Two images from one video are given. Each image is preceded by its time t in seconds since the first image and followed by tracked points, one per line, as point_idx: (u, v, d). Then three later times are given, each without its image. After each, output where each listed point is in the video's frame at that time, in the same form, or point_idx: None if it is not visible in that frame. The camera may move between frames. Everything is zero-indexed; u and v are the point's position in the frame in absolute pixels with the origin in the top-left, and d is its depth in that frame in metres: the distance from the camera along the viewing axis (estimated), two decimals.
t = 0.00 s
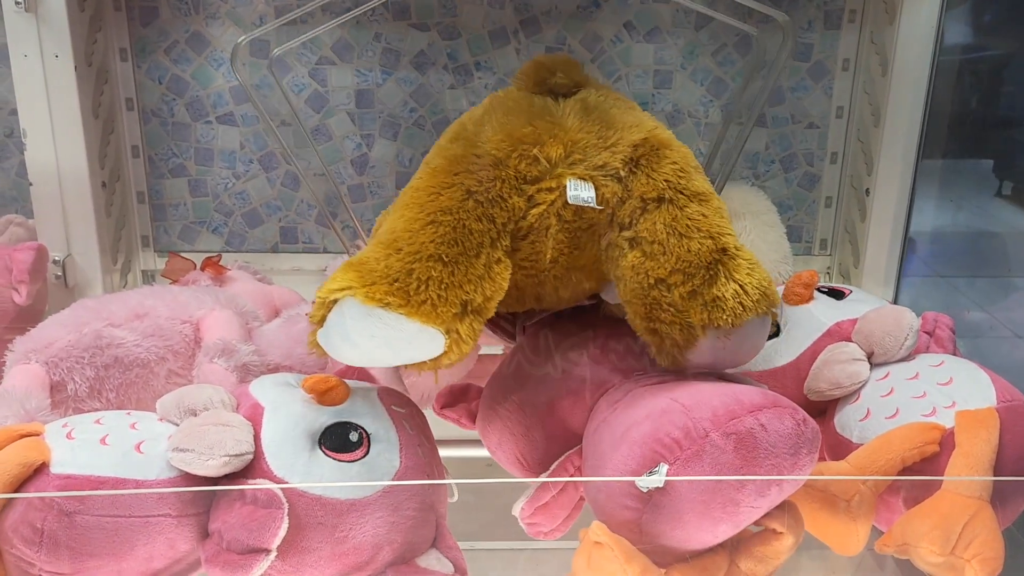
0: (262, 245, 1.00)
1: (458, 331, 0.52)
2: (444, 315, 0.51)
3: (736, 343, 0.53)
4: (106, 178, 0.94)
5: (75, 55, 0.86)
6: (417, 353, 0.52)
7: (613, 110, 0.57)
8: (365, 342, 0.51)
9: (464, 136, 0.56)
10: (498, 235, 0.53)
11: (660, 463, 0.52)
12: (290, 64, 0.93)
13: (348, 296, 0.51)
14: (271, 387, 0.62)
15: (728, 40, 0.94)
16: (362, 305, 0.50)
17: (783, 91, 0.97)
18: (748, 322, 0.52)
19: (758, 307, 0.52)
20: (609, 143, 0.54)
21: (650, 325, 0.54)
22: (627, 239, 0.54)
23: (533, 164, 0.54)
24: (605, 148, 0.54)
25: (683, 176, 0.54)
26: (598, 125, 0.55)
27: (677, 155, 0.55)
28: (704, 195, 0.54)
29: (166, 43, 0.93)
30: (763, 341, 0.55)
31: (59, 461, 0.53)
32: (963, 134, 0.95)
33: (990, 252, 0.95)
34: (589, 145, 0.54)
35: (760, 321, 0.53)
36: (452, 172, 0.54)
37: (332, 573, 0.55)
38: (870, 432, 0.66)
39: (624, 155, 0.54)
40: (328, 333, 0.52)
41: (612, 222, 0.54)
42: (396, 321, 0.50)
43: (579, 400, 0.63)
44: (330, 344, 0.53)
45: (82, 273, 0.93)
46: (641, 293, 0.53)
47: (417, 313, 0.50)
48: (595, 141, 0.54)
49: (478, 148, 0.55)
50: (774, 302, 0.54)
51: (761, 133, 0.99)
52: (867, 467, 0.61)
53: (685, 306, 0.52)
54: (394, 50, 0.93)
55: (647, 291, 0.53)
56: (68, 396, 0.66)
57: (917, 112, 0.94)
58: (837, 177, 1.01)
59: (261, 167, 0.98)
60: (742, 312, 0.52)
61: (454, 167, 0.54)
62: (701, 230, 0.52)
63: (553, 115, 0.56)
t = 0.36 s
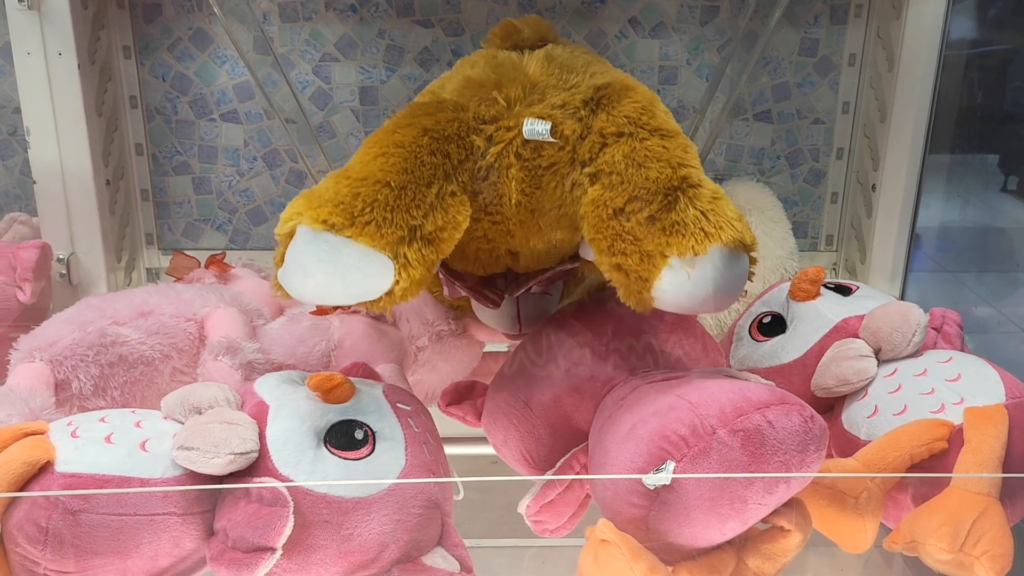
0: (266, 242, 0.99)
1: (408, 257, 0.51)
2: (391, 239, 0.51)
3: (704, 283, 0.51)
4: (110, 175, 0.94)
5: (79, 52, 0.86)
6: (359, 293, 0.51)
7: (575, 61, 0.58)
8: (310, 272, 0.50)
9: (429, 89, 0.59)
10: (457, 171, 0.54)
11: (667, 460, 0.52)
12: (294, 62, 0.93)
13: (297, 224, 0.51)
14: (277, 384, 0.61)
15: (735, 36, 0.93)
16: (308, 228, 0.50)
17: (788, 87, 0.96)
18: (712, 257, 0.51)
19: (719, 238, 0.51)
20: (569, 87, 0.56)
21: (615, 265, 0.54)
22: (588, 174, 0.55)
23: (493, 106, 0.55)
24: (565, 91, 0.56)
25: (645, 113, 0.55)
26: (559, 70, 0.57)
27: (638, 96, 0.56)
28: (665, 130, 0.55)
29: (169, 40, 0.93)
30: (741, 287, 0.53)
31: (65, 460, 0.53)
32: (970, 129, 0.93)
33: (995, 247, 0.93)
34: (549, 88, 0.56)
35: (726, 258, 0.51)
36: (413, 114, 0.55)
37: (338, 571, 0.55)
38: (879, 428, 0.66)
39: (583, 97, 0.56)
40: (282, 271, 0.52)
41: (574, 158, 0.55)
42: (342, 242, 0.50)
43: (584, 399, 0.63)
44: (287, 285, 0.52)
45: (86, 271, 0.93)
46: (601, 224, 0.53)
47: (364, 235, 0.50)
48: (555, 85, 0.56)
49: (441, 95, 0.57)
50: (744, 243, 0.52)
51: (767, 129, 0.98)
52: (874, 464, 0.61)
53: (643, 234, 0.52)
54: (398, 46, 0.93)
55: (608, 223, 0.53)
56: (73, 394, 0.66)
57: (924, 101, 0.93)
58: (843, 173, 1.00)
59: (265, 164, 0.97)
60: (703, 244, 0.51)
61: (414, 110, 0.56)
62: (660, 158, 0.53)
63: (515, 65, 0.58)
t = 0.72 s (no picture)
0: (269, 239, 0.99)
1: (431, 164, 0.55)
2: (417, 149, 0.55)
3: (719, 183, 0.54)
4: (112, 173, 0.94)
5: (81, 48, 0.86)
6: (384, 211, 0.54)
7: (575, 8, 0.66)
8: (335, 192, 0.53)
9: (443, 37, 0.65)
10: (472, 95, 0.60)
11: (674, 457, 0.51)
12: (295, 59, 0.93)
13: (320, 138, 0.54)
14: (281, 381, 0.61)
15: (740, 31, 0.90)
16: (331, 139, 0.53)
17: (792, 81, 0.94)
18: (724, 156, 0.54)
19: (726, 137, 0.55)
20: (571, 24, 0.63)
21: (630, 174, 0.57)
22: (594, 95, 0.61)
23: (501, 41, 0.62)
24: (568, 27, 0.63)
25: (642, 42, 0.62)
26: (559, 13, 0.64)
27: (634, 31, 0.63)
28: (662, 54, 0.61)
29: (171, 37, 0.92)
30: (754, 199, 0.56)
31: (68, 459, 0.53)
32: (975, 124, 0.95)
33: (1001, 241, 0.96)
34: (552, 26, 0.63)
35: (735, 157, 0.55)
36: (430, 49, 0.62)
37: (345, 568, 0.55)
38: (885, 423, 0.65)
39: (584, 31, 0.63)
40: (302, 199, 0.54)
41: (579, 83, 0.62)
42: (369, 153, 0.53)
43: (589, 394, 0.63)
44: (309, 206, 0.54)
45: (88, 269, 0.92)
46: (615, 136, 0.58)
47: (388, 141, 0.54)
48: (557, 23, 0.63)
49: (456, 36, 0.63)
50: (751, 148, 0.56)
51: (771, 124, 0.96)
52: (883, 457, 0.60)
53: (654, 136, 0.56)
54: (400, 42, 0.93)
55: (619, 132, 0.58)
56: (76, 392, 0.66)
57: (930, 97, 0.94)
58: (848, 168, 0.99)
59: (267, 161, 0.98)
60: (713, 141, 0.54)
61: (431, 47, 0.62)
62: (662, 70, 0.58)
63: (521, 12, 0.65)
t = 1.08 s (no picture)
0: (271, 235, 0.98)
1: (431, 74, 0.59)
2: (416, 64, 0.59)
3: (709, 87, 0.57)
4: (113, 169, 0.94)
5: (82, 44, 0.87)
6: (386, 124, 0.57)
7: None
8: (336, 104, 0.56)
9: None
10: (467, 30, 0.64)
11: (680, 450, 0.51)
12: (297, 53, 0.92)
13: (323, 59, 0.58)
14: (285, 376, 0.61)
15: (740, 23, 0.91)
16: (333, 53, 0.57)
17: (794, 74, 0.95)
18: (712, 63, 0.57)
19: (713, 47, 0.58)
20: None
21: (622, 88, 0.60)
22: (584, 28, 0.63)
23: None
24: None
25: None
26: None
27: None
28: None
29: (171, 32, 0.92)
30: (745, 112, 0.59)
31: (73, 455, 0.53)
32: (976, 117, 0.95)
33: (1005, 236, 0.94)
34: None
35: (722, 67, 0.58)
36: None
37: (351, 563, 0.54)
38: (890, 416, 0.65)
39: None
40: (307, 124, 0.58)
41: (568, 18, 0.64)
42: (369, 64, 0.57)
43: (595, 388, 0.62)
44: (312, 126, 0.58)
45: (90, 266, 0.92)
46: (605, 56, 0.61)
47: (386, 53, 0.58)
48: None
49: None
50: (739, 62, 0.59)
51: (774, 117, 0.94)
52: (889, 451, 0.60)
53: (643, 46, 0.59)
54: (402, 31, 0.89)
55: (609, 50, 0.61)
56: (80, 389, 0.66)
57: (932, 90, 0.94)
58: (851, 161, 0.99)
59: (269, 157, 0.96)
60: (701, 49, 0.57)
61: None
62: None
63: None
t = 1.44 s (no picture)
0: (273, 231, 0.98)
1: (464, 22, 0.60)
2: (450, 13, 0.59)
3: (663, 38, 0.55)
4: (115, 166, 0.94)
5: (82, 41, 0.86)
6: (417, 72, 0.58)
7: None
8: (370, 43, 0.56)
9: None
10: None
11: (682, 442, 0.51)
12: (297, 49, 0.93)
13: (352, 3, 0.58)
14: (288, 370, 0.61)
15: (740, 16, 0.91)
16: None
17: (794, 67, 0.94)
18: (670, 16, 0.55)
19: None
20: None
21: (584, 45, 0.59)
22: None
23: None
24: None
25: None
26: None
27: None
28: None
29: (171, 28, 0.92)
30: (710, 69, 0.55)
31: (77, 450, 0.53)
32: (977, 108, 0.96)
33: (1005, 228, 0.96)
34: None
35: (683, 20, 0.55)
36: None
37: (354, 556, 0.55)
38: (892, 408, 0.65)
39: None
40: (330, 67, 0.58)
41: None
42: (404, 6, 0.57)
43: (597, 381, 0.62)
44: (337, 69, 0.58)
45: (92, 263, 0.92)
46: (572, 14, 0.61)
47: None
48: None
49: None
50: (706, 18, 0.56)
51: (774, 110, 0.94)
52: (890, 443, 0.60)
53: None
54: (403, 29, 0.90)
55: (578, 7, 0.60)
56: (83, 384, 0.66)
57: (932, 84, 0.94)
58: (852, 154, 0.98)
59: (269, 153, 0.96)
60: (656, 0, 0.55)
61: None
62: None
63: None
